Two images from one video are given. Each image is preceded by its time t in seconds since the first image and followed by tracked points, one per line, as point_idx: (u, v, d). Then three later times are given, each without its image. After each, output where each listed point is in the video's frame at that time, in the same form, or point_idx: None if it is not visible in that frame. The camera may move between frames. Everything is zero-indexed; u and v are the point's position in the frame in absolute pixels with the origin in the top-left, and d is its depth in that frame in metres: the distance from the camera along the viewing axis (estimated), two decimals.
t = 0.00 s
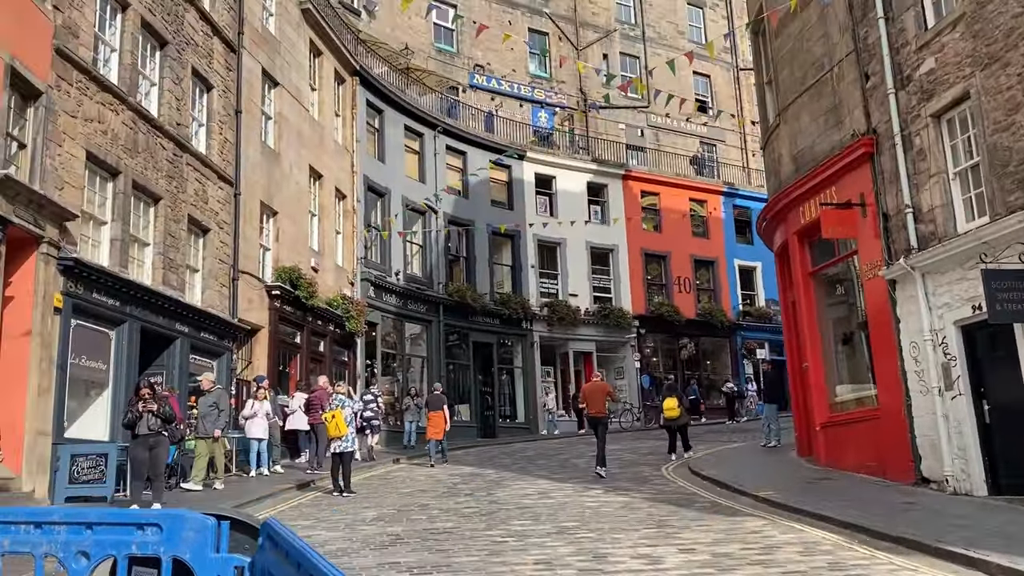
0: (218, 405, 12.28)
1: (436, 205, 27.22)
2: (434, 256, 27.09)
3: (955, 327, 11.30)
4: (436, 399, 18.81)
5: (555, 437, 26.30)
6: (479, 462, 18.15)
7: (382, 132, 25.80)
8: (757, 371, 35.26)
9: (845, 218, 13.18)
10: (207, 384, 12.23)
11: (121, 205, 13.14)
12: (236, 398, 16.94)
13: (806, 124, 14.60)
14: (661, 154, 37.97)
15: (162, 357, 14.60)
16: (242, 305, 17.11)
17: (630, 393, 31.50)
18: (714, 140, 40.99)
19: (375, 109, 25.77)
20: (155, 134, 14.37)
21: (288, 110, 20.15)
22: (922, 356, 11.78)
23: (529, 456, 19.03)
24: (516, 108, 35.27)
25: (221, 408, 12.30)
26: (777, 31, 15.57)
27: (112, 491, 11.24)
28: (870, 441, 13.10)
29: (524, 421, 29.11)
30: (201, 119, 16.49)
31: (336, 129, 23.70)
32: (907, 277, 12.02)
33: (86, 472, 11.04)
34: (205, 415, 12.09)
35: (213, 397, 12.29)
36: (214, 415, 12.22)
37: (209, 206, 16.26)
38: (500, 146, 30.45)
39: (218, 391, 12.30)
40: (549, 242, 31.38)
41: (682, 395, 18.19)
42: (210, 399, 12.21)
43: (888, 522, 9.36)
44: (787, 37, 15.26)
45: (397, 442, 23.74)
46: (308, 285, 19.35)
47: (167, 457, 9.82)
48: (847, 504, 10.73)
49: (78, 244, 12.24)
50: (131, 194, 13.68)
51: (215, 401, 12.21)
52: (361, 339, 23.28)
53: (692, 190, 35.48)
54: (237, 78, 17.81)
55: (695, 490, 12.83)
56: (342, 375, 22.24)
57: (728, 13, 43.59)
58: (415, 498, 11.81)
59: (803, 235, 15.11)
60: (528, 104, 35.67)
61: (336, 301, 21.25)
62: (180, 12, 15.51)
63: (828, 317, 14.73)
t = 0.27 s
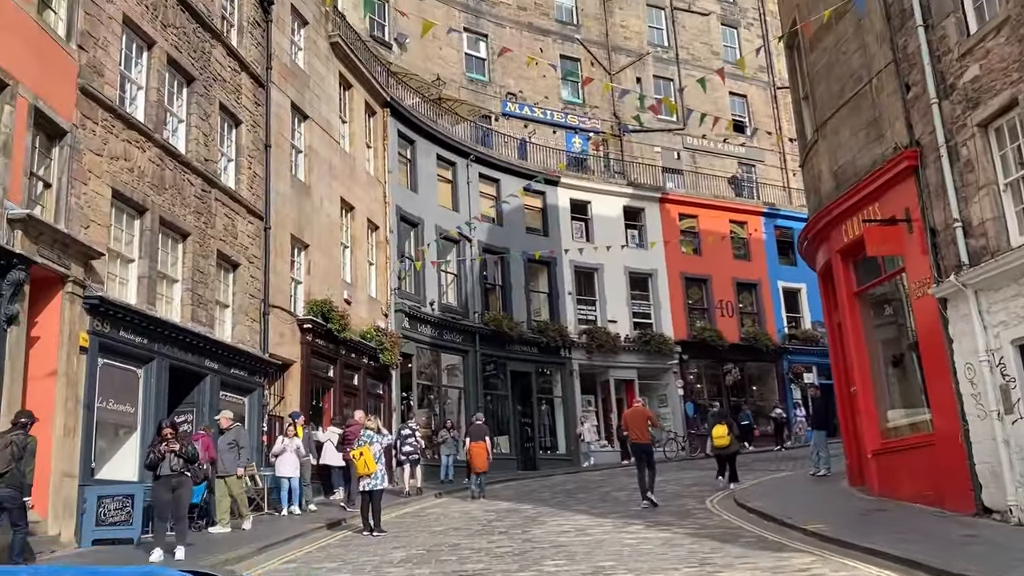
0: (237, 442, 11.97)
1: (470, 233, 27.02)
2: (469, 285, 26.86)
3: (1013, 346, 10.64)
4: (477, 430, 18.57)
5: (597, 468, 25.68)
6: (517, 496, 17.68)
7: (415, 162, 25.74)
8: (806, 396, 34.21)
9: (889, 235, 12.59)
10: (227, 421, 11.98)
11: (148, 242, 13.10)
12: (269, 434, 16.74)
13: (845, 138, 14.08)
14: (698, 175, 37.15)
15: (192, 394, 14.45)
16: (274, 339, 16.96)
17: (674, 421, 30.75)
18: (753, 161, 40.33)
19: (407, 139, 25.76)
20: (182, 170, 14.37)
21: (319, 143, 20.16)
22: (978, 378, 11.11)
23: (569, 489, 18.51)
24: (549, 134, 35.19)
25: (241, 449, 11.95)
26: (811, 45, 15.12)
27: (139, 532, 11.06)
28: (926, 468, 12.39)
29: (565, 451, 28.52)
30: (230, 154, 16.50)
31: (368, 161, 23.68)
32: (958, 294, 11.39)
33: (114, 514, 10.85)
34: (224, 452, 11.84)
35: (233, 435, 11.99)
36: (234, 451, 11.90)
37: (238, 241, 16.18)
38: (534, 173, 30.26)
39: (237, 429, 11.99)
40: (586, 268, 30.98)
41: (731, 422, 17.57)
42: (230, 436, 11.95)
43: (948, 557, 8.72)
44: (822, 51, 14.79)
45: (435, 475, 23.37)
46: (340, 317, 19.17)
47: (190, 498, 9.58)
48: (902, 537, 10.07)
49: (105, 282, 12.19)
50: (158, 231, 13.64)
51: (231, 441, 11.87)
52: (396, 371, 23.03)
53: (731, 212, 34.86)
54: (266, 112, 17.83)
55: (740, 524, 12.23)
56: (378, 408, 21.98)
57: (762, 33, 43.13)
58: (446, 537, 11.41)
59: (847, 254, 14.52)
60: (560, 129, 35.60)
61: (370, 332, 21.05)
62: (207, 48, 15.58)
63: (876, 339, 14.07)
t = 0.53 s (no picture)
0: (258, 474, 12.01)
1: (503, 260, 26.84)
2: (503, 312, 26.65)
3: None
4: (517, 460, 18.25)
5: (638, 496, 25.09)
6: (555, 527, 17.27)
7: (446, 191, 25.71)
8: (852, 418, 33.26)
9: (932, 248, 12.10)
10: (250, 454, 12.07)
11: (177, 277, 13.12)
12: (303, 468, 16.59)
13: (882, 151, 13.66)
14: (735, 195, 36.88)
15: (223, 429, 14.37)
16: (307, 371, 16.85)
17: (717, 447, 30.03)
18: (790, 180, 39.70)
19: (438, 168, 25.76)
20: (211, 204, 14.42)
21: (349, 174, 20.18)
22: None
23: (608, 519, 18.04)
24: (581, 159, 35.04)
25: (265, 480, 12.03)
26: (843, 58, 14.77)
27: (167, 570, 11.09)
28: (980, 493, 11.76)
29: (606, 480, 27.98)
30: (260, 187, 16.55)
31: (399, 190, 23.68)
32: (1008, 308, 10.84)
33: (142, 552, 10.81)
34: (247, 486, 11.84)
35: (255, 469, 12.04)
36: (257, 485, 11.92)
37: (269, 273, 16.14)
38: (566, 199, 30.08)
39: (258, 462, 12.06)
40: (622, 293, 30.61)
41: (777, 446, 16.98)
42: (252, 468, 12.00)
43: None
44: (854, 63, 14.42)
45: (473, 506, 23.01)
46: (373, 348, 19.02)
47: (215, 535, 9.41)
48: (959, 566, 9.50)
49: (133, 318, 12.20)
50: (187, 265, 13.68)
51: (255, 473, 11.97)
52: (431, 401, 22.80)
53: (769, 232, 34.28)
54: (295, 145, 17.87)
55: (785, 554, 11.69)
56: (413, 438, 21.73)
57: (795, 51, 42.70)
58: (478, 572, 11.06)
59: (888, 271, 14.02)
60: (592, 154, 35.46)
61: (404, 362, 20.88)
62: (235, 83, 15.70)
63: (922, 357, 13.51)
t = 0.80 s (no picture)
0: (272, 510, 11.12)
1: (532, 286, 26.55)
2: (533, 339, 26.32)
3: None
4: (552, 488, 17.81)
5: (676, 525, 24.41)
6: (588, 559, 16.77)
7: (472, 218, 25.58)
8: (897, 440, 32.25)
9: (972, 262, 11.55)
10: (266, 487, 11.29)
11: (198, 310, 13.02)
12: (330, 501, 16.34)
13: (916, 162, 13.18)
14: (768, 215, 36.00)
15: (247, 462, 14.19)
16: (333, 403, 16.64)
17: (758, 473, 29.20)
18: (825, 198, 38.96)
19: (464, 195, 25.65)
20: (233, 236, 14.36)
21: (374, 203, 20.11)
22: None
23: (644, 551, 17.46)
24: (610, 183, 34.78)
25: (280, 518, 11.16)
26: (872, 69, 14.35)
27: None
28: None
29: (643, 508, 27.33)
30: (283, 218, 16.47)
31: (425, 218, 23.57)
32: None
33: None
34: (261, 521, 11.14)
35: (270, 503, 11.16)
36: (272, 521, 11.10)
37: (293, 304, 15.97)
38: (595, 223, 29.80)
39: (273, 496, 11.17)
40: (655, 317, 30.13)
41: (820, 471, 16.29)
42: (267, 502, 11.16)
43: None
44: (884, 73, 13.99)
45: (506, 537, 22.54)
46: (400, 378, 18.75)
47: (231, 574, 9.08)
48: None
49: (154, 352, 12.10)
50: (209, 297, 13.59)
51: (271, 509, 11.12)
52: (461, 431, 22.44)
53: (804, 251, 33.59)
54: (318, 175, 17.79)
55: None
56: (443, 469, 21.38)
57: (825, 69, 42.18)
58: None
59: (927, 286, 13.46)
60: (621, 177, 35.17)
61: (432, 392, 20.60)
62: (256, 115, 15.71)
63: (967, 376, 12.89)
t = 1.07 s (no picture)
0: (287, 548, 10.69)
1: (561, 316, 26.24)
2: (562, 369, 25.95)
3: None
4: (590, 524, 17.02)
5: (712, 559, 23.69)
6: None
7: (498, 249, 25.42)
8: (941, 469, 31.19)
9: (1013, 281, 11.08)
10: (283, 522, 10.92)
11: (220, 344, 12.91)
12: (355, 536, 16.02)
13: (951, 180, 12.75)
14: (800, 240, 35.41)
15: (271, 498, 13.97)
16: (357, 437, 16.39)
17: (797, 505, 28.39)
18: (858, 222, 38.28)
19: (490, 226, 25.53)
20: (256, 269, 14.27)
21: (398, 235, 20.00)
22: None
23: None
24: (637, 211, 34.49)
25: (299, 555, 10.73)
26: (902, 86, 14.00)
27: None
28: None
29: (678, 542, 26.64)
30: (307, 251, 16.40)
31: (451, 250, 23.43)
32: None
33: None
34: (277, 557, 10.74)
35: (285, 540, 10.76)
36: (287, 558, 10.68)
37: (317, 337, 15.81)
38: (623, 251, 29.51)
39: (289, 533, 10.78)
40: (687, 345, 29.63)
41: (862, 499, 15.61)
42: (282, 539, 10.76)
43: None
44: (914, 90, 13.64)
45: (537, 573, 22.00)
46: (426, 411, 18.47)
47: None
48: None
49: (174, 387, 11.96)
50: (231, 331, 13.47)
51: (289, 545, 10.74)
52: (490, 464, 22.05)
53: (838, 276, 32.95)
54: (342, 208, 17.72)
55: None
56: (472, 504, 20.96)
57: (854, 92, 41.72)
58: None
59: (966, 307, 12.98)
60: (649, 205, 34.87)
61: (459, 425, 20.28)
62: (279, 148, 15.69)
63: (1012, 401, 12.33)
